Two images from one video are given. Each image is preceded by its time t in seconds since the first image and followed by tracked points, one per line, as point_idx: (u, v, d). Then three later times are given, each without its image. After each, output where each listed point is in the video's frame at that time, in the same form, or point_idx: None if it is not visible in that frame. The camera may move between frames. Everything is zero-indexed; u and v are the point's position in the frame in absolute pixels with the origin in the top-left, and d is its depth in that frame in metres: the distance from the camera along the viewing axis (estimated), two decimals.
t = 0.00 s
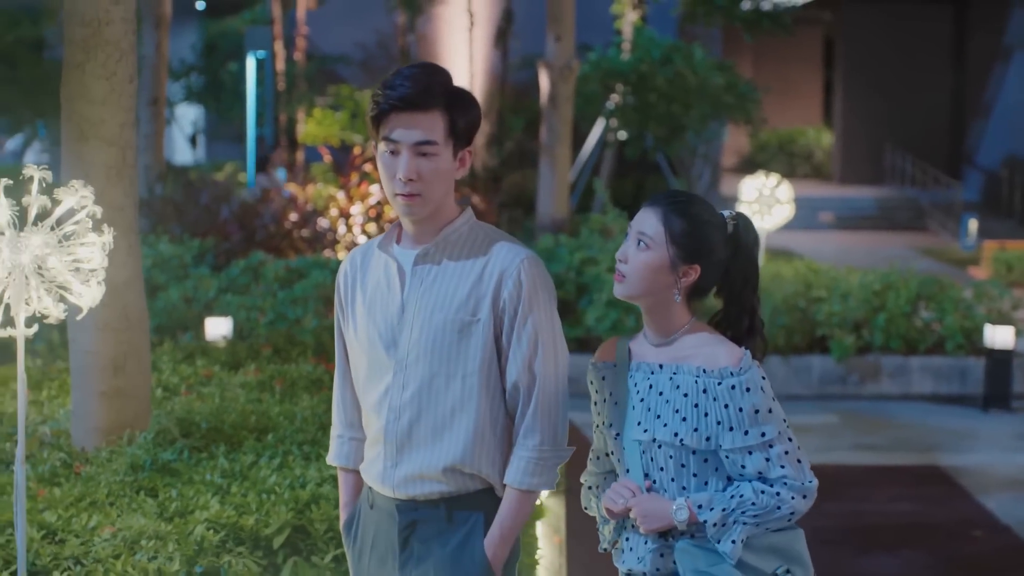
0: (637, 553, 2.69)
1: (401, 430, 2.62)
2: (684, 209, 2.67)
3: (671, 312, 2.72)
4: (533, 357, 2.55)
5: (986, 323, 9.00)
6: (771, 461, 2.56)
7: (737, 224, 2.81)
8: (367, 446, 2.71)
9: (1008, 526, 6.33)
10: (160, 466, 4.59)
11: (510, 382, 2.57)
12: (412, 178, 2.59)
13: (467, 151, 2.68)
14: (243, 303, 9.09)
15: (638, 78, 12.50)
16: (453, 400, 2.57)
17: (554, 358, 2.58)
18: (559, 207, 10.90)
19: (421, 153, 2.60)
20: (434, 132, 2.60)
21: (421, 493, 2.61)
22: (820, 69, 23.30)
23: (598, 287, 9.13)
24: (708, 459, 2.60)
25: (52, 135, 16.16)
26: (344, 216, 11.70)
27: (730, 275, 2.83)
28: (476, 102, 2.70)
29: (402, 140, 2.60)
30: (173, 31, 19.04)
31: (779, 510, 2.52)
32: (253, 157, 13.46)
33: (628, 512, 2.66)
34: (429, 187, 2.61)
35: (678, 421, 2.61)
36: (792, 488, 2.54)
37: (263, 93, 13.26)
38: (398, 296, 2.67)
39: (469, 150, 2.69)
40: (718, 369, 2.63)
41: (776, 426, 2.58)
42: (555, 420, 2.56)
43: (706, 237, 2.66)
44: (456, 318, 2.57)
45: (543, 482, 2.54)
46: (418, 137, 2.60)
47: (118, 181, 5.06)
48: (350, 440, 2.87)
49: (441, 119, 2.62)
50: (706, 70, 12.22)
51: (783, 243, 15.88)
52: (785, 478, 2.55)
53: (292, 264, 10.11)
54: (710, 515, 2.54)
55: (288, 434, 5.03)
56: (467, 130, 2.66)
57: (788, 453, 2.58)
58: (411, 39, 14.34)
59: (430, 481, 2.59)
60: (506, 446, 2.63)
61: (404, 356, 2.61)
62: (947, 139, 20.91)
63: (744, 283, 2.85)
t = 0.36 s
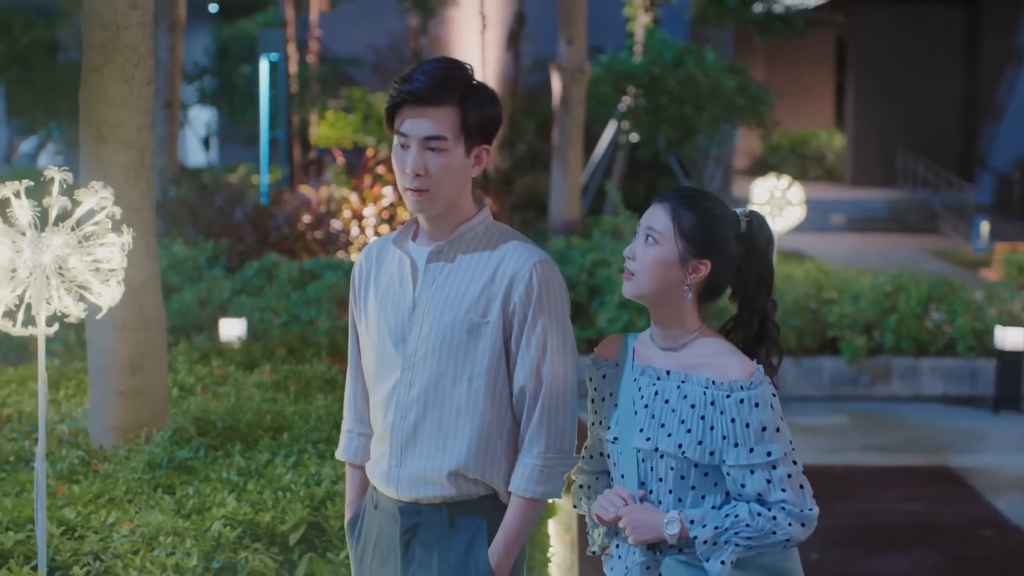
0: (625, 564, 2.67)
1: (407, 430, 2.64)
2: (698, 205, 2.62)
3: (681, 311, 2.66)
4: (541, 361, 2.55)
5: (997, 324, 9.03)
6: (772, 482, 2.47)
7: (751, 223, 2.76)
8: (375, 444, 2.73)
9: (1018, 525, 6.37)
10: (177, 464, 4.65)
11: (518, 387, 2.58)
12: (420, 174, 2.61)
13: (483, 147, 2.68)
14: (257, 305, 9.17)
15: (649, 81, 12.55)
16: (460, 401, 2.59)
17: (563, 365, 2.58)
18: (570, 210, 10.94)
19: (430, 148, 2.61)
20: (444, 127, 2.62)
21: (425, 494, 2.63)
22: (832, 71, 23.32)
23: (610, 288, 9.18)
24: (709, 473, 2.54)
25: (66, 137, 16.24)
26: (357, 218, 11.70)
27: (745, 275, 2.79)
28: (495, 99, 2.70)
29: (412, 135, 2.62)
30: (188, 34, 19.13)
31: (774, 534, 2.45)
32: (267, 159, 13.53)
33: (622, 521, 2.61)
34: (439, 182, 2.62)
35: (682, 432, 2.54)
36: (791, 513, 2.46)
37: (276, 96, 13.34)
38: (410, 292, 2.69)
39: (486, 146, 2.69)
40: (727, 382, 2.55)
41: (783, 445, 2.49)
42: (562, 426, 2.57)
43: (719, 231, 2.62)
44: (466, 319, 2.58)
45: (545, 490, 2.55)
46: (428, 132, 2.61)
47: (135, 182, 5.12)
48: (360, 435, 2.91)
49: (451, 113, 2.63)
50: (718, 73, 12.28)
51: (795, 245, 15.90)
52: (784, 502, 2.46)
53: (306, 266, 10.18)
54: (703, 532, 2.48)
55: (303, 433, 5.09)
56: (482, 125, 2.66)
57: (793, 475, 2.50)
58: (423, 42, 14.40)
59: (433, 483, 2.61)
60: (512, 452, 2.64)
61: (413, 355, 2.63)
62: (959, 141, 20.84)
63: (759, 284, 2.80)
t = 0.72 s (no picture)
0: (624, 564, 2.67)
1: (417, 434, 2.65)
2: (702, 203, 2.60)
3: (691, 313, 2.64)
4: (552, 373, 2.56)
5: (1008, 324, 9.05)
6: (774, 497, 2.43)
7: (760, 216, 2.69)
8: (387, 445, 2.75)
9: None
10: (194, 460, 4.71)
11: (529, 397, 2.59)
12: (425, 178, 2.62)
13: (495, 149, 2.66)
14: (271, 305, 9.24)
15: (661, 82, 12.60)
16: (469, 408, 2.60)
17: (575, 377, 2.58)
18: (582, 210, 10.98)
19: (435, 151, 2.61)
20: (449, 131, 2.61)
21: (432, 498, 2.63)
22: (843, 73, 23.35)
23: (622, 289, 9.24)
24: (714, 482, 2.52)
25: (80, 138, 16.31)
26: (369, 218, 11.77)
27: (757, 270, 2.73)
28: (512, 102, 2.68)
29: (420, 138, 2.63)
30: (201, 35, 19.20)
31: (771, 553, 2.41)
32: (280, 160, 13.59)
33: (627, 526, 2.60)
34: (445, 188, 2.62)
35: (689, 440, 2.52)
36: (790, 530, 2.41)
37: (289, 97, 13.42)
38: (426, 293, 2.71)
39: (500, 149, 2.67)
40: (736, 390, 2.53)
41: (789, 457, 2.45)
42: (572, 436, 2.57)
43: (725, 228, 2.59)
44: (479, 325, 2.59)
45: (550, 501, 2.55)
46: (433, 136, 2.61)
47: (153, 181, 5.18)
48: (373, 434, 2.93)
49: (461, 113, 2.62)
50: (729, 74, 12.35)
51: (806, 245, 15.91)
52: (784, 519, 2.42)
53: (319, 266, 10.24)
54: (701, 552, 2.47)
55: (319, 430, 5.15)
56: (494, 128, 2.64)
57: (797, 489, 2.45)
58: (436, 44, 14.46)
59: (439, 488, 2.62)
60: (522, 462, 2.65)
61: (425, 357, 2.64)
62: (970, 143, 20.83)
63: (770, 280, 2.73)
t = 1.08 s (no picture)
0: (625, 562, 2.70)
1: (418, 438, 2.60)
2: (703, 209, 2.61)
3: (692, 317, 2.65)
4: (549, 380, 2.48)
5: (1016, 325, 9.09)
6: (776, 499, 2.47)
7: (759, 215, 2.68)
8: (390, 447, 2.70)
9: None
10: (209, 457, 4.78)
11: (527, 405, 2.51)
12: (395, 169, 2.62)
13: (456, 147, 2.54)
14: (283, 305, 9.31)
15: (672, 83, 12.65)
16: (467, 415, 2.53)
17: (576, 382, 2.49)
18: (593, 211, 11.04)
19: (402, 144, 2.59)
20: (413, 126, 2.56)
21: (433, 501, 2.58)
22: (853, 74, 23.38)
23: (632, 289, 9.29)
24: (716, 483, 2.55)
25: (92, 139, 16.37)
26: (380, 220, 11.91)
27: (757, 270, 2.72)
28: (481, 100, 2.52)
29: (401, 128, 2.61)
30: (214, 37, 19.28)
31: (772, 555, 2.44)
32: (291, 162, 13.66)
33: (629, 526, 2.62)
34: (406, 181, 2.59)
35: (692, 442, 2.55)
36: (791, 534, 2.44)
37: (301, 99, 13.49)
38: (424, 294, 2.65)
39: (465, 147, 2.54)
40: (739, 394, 2.55)
41: (790, 461, 2.48)
42: (573, 443, 2.49)
43: (722, 232, 2.59)
44: (474, 333, 2.52)
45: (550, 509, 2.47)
46: (404, 130, 2.59)
47: (169, 182, 5.25)
48: (379, 429, 2.91)
49: (420, 108, 2.56)
50: (740, 76, 12.48)
51: (817, 247, 15.95)
52: (786, 522, 2.45)
53: (331, 267, 10.30)
54: (702, 553, 2.50)
55: (332, 428, 5.22)
56: (448, 125, 2.53)
57: (798, 493, 2.48)
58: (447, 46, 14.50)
59: (440, 491, 2.56)
60: (524, 464, 2.58)
61: (423, 361, 2.59)
62: (979, 147, 20.96)
63: (770, 281, 2.71)
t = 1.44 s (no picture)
0: (625, 565, 2.59)
1: (380, 445, 2.45)
2: (692, 208, 2.55)
3: (683, 318, 2.57)
4: (513, 380, 2.32)
5: None
6: (780, 490, 2.41)
7: (750, 219, 2.62)
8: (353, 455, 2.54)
9: None
10: (229, 454, 4.86)
11: (491, 408, 2.35)
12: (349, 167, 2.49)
13: (399, 146, 2.39)
14: (300, 305, 9.35)
15: (686, 84, 12.68)
16: (432, 421, 2.38)
17: (541, 381, 2.34)
18: (608, 212, 11.06)
19: (354, 144, 2.46)
20: (364, 125, 2.43)
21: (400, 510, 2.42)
22: (867, 74, 23.36)
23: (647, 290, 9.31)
24: (715, 479, 2.47)
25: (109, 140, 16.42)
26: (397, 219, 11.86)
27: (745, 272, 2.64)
28: (423, 103, 2.36)
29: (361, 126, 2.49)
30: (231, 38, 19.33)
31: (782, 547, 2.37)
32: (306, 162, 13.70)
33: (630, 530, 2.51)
34: (357, 179, 2.47)
35: (690, 440, 2.45)
36: (798, 524, 2.39)
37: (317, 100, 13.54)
38: (384, 296, 2.49)
39: (408, 150, 2.39)
40: (737, 390, 2.47)
41: (792, 451, 2.42)
42: (540, 445, 2.33)
43: (714, 232, 2.53)
44: (433, 333, 2.36)
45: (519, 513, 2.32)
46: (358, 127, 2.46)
47: (189, 181, 5.31)
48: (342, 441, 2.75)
49: (373, 106, 2.44)
50: (754, 78, 12.56)
51: (831, 247, 15.94)
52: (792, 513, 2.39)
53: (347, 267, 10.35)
54: (709, 549, 2.40)
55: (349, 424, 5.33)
56: (389, 127, 2.38)
57: (800, 483, 2.43)
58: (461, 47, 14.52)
59: (407, 500, 2.41)
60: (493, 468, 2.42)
61: (383, 366, 2.43)
62: (994, 147, 20.86)
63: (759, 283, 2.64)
